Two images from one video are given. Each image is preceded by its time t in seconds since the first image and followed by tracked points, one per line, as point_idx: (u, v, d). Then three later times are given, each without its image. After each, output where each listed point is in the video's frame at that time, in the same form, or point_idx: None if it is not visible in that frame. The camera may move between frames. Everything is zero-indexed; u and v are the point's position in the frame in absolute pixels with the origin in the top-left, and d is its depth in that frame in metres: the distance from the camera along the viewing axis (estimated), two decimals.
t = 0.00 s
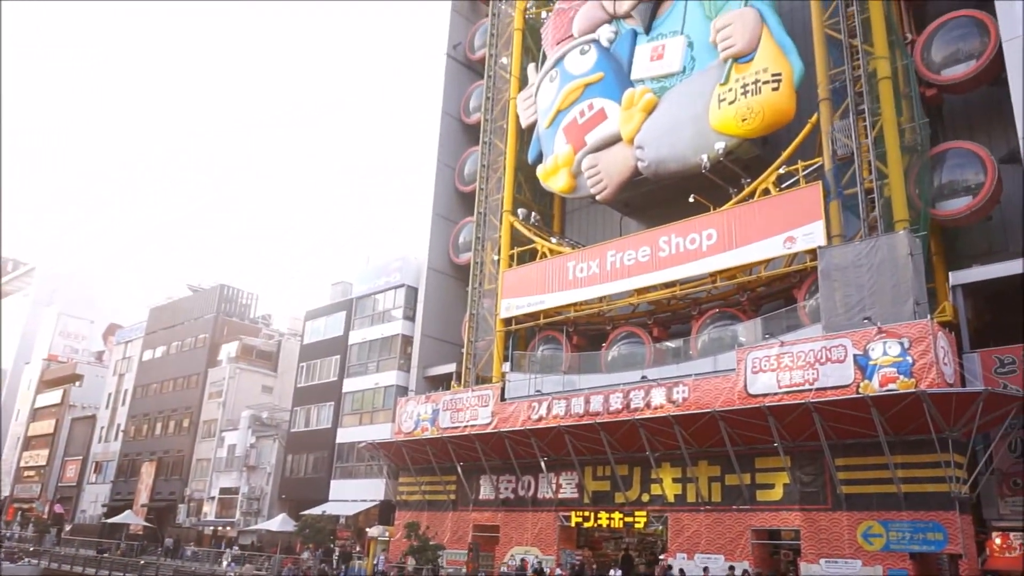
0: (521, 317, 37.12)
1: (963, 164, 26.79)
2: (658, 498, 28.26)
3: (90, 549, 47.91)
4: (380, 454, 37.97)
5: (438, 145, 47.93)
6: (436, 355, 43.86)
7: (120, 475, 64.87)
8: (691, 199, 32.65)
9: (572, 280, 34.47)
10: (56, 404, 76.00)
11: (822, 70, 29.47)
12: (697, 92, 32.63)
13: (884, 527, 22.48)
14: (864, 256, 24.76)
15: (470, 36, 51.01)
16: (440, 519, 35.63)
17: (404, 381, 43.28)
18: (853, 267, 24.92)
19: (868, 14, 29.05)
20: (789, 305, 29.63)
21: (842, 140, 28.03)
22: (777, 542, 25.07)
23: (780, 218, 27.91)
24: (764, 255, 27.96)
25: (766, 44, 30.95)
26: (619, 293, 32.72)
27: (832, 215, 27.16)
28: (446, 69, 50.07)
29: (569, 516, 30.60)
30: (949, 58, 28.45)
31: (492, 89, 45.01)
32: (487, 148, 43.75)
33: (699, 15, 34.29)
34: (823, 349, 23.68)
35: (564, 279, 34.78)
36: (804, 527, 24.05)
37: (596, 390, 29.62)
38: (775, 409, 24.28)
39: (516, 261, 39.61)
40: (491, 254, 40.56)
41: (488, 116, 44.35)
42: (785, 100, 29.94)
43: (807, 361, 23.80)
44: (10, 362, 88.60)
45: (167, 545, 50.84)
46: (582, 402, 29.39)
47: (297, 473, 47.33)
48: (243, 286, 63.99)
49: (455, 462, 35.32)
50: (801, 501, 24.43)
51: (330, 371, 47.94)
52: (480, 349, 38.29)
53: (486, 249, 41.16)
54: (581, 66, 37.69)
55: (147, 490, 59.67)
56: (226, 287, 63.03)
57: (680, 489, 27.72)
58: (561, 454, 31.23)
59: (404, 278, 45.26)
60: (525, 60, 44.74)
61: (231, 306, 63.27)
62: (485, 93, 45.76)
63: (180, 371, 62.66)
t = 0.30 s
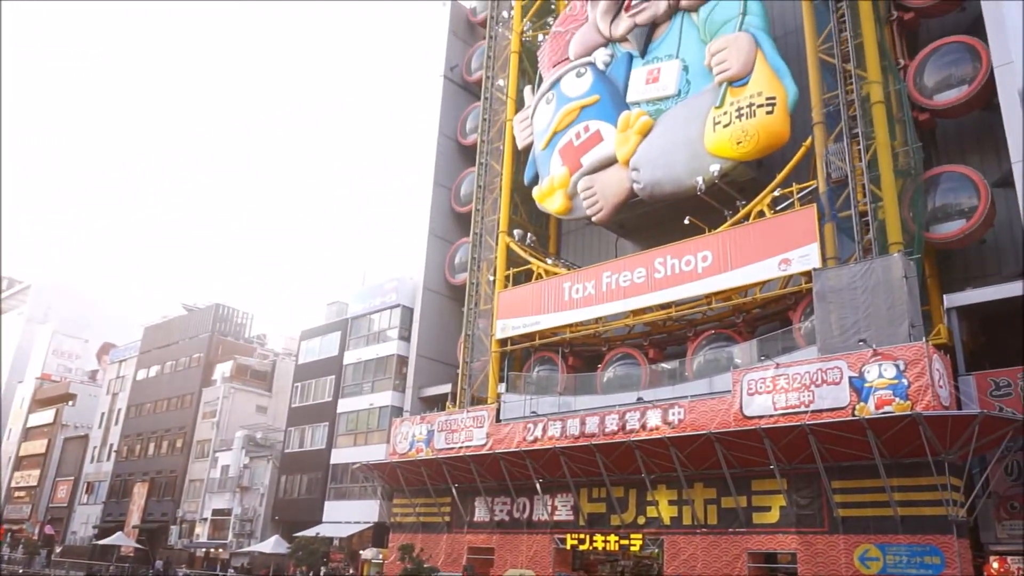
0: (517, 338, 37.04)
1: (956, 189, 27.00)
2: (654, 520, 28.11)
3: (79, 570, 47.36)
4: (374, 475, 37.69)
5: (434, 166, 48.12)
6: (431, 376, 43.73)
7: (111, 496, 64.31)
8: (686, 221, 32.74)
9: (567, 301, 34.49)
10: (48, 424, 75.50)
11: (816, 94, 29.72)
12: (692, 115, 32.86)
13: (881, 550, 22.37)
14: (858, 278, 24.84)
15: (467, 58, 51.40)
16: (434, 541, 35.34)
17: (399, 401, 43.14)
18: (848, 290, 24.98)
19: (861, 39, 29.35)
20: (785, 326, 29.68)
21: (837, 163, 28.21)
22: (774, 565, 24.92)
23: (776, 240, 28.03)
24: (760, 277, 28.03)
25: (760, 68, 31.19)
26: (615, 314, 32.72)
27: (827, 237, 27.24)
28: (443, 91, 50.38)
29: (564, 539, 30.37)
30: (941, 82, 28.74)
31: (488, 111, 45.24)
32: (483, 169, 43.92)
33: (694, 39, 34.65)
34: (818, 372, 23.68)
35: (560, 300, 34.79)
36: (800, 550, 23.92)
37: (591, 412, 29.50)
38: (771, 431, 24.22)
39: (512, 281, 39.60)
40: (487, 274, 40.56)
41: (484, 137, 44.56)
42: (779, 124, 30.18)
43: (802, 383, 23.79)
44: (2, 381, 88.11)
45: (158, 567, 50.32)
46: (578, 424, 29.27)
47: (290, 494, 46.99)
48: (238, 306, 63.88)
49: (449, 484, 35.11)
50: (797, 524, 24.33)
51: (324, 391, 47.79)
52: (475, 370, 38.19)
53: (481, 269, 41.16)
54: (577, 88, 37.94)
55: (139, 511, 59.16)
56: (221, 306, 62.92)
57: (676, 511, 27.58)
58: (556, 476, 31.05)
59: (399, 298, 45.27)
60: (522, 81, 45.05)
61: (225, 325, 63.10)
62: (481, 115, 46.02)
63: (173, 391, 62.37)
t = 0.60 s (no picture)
0: (509, 354, 36.98)
1: (945, 208, 27.17)
2: (645, 538, 28.00)
3: None
4: (364, 492, 37.36)
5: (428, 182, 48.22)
6: (422, 392, 43.59)
7: (98, 512, 63.67)
8: (678, 238, 32.86)
9: (559, 317, 34.49)
10: (35, 440, 74.82)
11: (807, 113, 29.97)
12: (684, 133, 33.09)
13: (873, 569, 22.31)
14: (849, 296, 24.94)
15: (460, 75, 51.68)
16: (425, 559, 35.04)
17: (390, 417, 42.96)
18: (839, 307, 25.07)
19: (851, 60, 29.68)
20: (776, 344, 29.77)
21: (828, 182, 28.40)
22: None
23: (767, 258, 28.16)
24: (751, 294, 28.13)
25: (752, 87, 31.52)
26: (607, 331, 32.73)
27: (818, 255, 27.39)
28: (437, 107, 50.61)
29: (555, 557, 30.19)
30: (930, 103, 29.05)
31: (481, 127, 45.43)
32: (476, 185, 44.03)
33: (686, 58, 34.99)
34: (810, 389, 23.70)
35: (552, 316, 34.79)
36: (792, 569, 23.86)
37: (583, 428, 29.41)
38: (762, 449, 24.18)
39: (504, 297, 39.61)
40: (479, 290, 40.52)
41: (477, 154, 44.75)
42: (771, 142, 30.51)
43: (794, 400, 23.79)
44: None
45: None
46: (569, 440, 29.15)
47: (279, 511, 46.66)
48: (229, 321, 63.62)
49: (440, 501, 34.90)
50: (789, 542, 24.29)
51: (315, 407, 47.58)
52: (467, 386, 38.02)
53: (474, 285, 41.12)
54: (570, 106, 38.16)
55: (126, 528, 58.57)
56: (212, 321, 62.65)
57: (667, 529, 27.50)
58: (547, 493, 30.90)
59: (391, 313, 45.24)
60: (515, 99, 45.32)
61: (216, 340, 62.79)
62: (474, 132, 46.20)
63: (163, 406, 61.97)
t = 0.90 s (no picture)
0: (504, 370, 36.89)
1: (939, 225, 27.28)
2: (641, 556, 27.88)
3: None
4: (359, 509, 37.00)
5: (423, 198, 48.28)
6: (417, 408, 43.42)
7: (89, 529, 63.13)
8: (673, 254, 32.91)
9: (555, 333, 34.47)
10: (26, 455, 74.28)
11: (801, 130, 30.12)
12: (679, 150, 33.22)
13: None
14: (844, 312, 24.99)
15: (456, 91, 51.88)
16: None
17: (384, 433, 42.79)
18: (834, 324, 25.11)
19: (844, 78, 29.90)
20: (771, 360, 29.80)
21: (822, 199, 28.51)
22: None
23: (762, 274, 28.23)
24: (746, 311, 28.17)
25: (746, 104, 31.72)
26: (602, 346, 32.70)
27: (813, 271, 27.50)
28: (432, 123, 50.77)
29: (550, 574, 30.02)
30: (923, 121, 29.23)
31: (477, 143, 45.53)
32: (471, 201, 44.08)
33: (681, 75, 35.20)
34: (805, 406, 23.69)
35: (547, 331, 34.77)
36: None
37: (578, 445, 29.33)
38: (758, 466, 24.11)
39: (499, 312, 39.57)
40: (475, 305, 40.46)
41: (473, 169, 44.82)
42: (765, 159, 30.70)
43: (789, 417, 23.77)
44: None
45: None
46: (564, 457, 29.05)
47: (272, 527, 46.34)
48: (223, 335, 63.37)
49: (435, 518, 34.70)
50: (785, 560, 24.21)
51: (309, 423, 47.39)
52: (462, 402, 37.87)
53: (469, 301, 41.04)
54: (565, 122, 38.29)
55: (117, 545, 58.07)
56: (206, 336, 62.37)
57: (663, 546, 27.41)
58: (542, 510, 30.78)
59: (386, 328, 45.20)
60: (510, 115, 45.50)
61: (210, 355, 62.50)
62: (470, 147, 46.31)
63: (156, 421, 61.61)
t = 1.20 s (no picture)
0: (500, 384, 36.78)
1: (934, 239, 27.35)
2: (637, 570, 27.80)
3: None
4: (353, 522, 36.51)
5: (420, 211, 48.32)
6: (412, 421, 43.25)
7: (81, 542, 62.66)
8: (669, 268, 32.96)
9: (551, 346, 34.41)
10: (19, 468, 73.83)
11: (797, 144, 30.23)
12: (676, 164, 33.33)
13: None
14: (840, 326, 25.00)
15: (454, 104, 52.04)
16: None
17: (380, 446, 42.63)
18: (830, 338, 25.10)
19: (840, 93, 30.08)
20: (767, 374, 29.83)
21: (817, 213, 28.59)
22: None
23: (759, 288, 28.26)
24: (743, 324, 28.21)
25: (742, 119, 31.90)
26: (598, 360, 32.64)
27: (809, 285, 27.67)
28: (430, 136, 50.92)
29: None
30: (918, 135, 29.34)
31: (474, 156, 45.62)
32: (467, 214, 44.11)
33: (678, 90, 35.40)
34: (801, 419, 23.62)
35: (543, 345, 34.71)
36: None
37: (574, 458, 29.20)
38: (755, 480, 23.99)
39: (495, 326, 39.52)
40: (471, 319, 40.36)
41: (470, 182, 44.81)
42: (761, 173, 30.85)
43: (785, 431, 23.68)
44: None
45: None
46: (560, 470, 28.90)
47: (266, 541, 46.03)
48: (218, 348, 63.13)
49: (429, 532, 34.53)
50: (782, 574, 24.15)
51: (304, 435, 47.21)
52: (457, 416, 37.69)
53: (465, 314, 40.93)
54: (562, 136, 38.39)
55: (110, 559, 57.63)
56: (201, 348, 62.12)
57: (659, 560, 27.42)
58: (538, 524, 30.66)
59: (382, 341, 45.16)
60: (507, 128, 45.66)
61: (205, 367, 62.19)
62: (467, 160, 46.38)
63: (150, 433, 61.31)
